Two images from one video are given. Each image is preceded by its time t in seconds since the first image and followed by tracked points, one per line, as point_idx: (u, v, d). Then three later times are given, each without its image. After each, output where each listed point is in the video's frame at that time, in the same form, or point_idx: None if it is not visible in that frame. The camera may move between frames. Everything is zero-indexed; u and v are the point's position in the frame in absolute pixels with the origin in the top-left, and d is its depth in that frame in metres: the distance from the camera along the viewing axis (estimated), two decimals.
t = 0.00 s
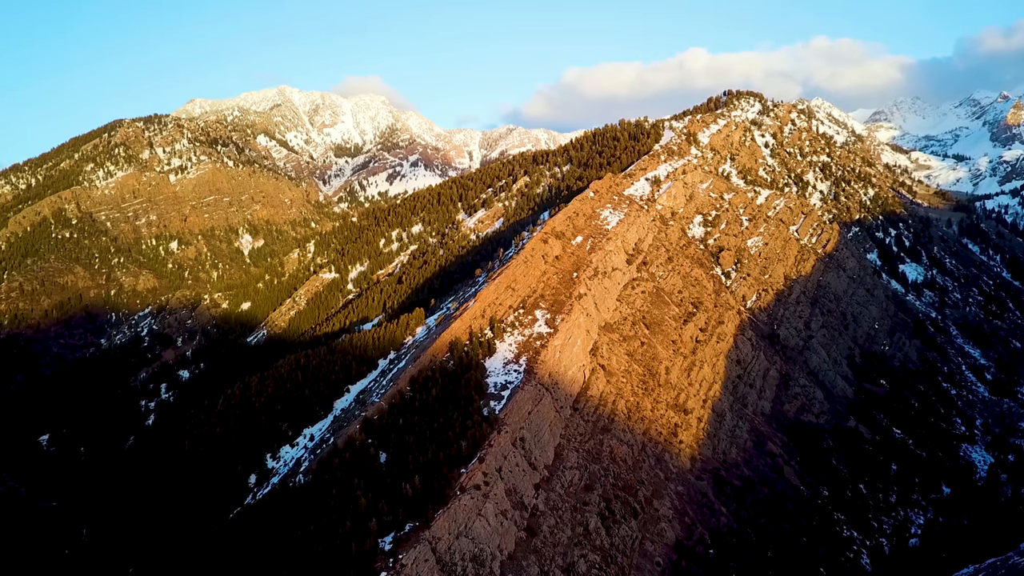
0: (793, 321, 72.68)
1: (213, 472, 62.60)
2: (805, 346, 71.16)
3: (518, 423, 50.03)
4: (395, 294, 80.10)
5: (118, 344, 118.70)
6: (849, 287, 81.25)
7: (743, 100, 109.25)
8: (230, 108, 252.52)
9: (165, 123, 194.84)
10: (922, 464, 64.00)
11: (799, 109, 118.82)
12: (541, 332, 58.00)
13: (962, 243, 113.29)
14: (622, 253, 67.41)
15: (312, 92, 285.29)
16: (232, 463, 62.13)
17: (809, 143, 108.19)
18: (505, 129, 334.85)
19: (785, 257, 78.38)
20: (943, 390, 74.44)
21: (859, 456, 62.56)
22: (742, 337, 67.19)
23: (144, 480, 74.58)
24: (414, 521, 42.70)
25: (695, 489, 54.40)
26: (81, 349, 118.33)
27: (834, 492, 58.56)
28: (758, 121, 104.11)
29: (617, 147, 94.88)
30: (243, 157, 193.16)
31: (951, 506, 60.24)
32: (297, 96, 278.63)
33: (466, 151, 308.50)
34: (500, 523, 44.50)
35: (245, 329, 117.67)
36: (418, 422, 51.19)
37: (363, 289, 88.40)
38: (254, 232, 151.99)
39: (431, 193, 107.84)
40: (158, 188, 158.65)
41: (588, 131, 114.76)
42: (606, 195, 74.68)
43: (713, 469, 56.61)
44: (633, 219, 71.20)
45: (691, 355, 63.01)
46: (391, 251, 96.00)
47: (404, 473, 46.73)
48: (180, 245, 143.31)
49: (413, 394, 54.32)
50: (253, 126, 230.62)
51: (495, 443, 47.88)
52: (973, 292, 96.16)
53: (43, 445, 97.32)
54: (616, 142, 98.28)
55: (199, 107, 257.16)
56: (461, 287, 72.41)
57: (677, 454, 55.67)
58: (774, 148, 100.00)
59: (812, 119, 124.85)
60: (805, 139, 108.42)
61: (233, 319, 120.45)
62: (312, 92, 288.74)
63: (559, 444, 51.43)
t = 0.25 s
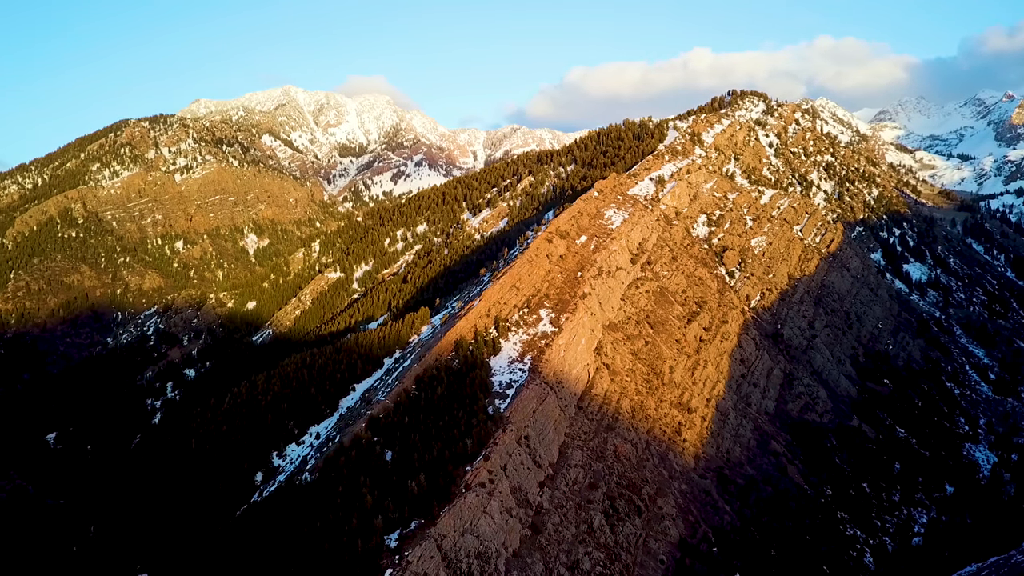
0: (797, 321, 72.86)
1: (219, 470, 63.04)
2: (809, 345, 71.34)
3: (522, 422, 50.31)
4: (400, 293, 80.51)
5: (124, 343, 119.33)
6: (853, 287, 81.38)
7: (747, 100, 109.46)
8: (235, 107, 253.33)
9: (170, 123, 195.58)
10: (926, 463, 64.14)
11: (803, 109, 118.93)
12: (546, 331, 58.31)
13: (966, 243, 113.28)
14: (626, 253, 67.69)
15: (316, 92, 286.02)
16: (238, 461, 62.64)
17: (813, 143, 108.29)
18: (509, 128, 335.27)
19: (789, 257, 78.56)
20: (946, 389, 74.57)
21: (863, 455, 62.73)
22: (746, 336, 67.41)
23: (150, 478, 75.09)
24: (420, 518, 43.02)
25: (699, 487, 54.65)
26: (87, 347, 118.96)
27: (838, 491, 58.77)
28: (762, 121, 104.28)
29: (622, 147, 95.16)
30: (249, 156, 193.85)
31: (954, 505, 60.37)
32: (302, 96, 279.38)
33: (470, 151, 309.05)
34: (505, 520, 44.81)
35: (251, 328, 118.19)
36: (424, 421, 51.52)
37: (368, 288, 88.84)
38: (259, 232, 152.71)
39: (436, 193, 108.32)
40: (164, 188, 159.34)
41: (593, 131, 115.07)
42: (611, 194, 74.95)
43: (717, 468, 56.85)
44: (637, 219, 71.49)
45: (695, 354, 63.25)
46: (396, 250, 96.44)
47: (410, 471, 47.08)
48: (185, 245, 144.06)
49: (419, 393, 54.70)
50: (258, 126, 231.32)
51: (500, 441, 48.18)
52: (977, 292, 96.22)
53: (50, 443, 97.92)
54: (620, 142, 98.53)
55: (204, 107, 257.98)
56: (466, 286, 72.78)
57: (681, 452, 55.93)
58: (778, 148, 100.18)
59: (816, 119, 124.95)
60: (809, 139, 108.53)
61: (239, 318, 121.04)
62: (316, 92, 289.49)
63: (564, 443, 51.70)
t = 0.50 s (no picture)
0: (799, 320, 73.09)
1: (225, 467, 63.44)
2: (811, 345, 71.57)
3: (526, 420, 50.59)
4: (404, 292, 80.90)
5: (129, 342, 119.81)
6: (856, 286, 81.60)
7: (750, 100, 109.70)
8: (239, 107, 253.93)
9: (174, 122, 196.16)
10: (928, 462, 64.38)
11: (806, 109, 119.10)
12: (549, 330, 58.64)
13: (969, 242, 113.42)
14: (629, 253, 67.99)
15: (320, 91, 286.59)
16: (243, 459, 62.95)
17: (816, 143, 108.50)
18: (512, 128, 335.55)
19: (791, 257, 78.80)
20: (949, 389, 74.74)
21: (865, 454, 62.99)
22: (748, 335, 67.68)
23: (156, 476, 75.55)
24: (424, 516, 43.39)
25: (701, 485, 54.95)
26: (92, 347, 119.51)
27: (840, 489, 59.05)
28: (765, 121, 104.55)
29: (624, 147, 95.48)
30: (253, 156, 194.45)
31: (956, 504, 60.60)
32: (305, 95, 280.00)
33: (473, 150, 309.49)
34: (508, 518, 45.12)
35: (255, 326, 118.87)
36: (428, 419, 51.91)
37: (372, 287, 89.28)
38: (263, 232, 153.32)
39: (439, 192, 108.76)
40: (168, 187, 159.89)
41: (596, 131, 115.35)
42: (614, 194, 75.23)
43: (719, 466, 57.13)
44: (640, 219, 71.78)
45: (697, 353, 63.53)
46: (400, 250, 96.88)
47: (414, 468, 47.36)
48: (190, 244, 144.73)
49: (423, 391, 55.06)
50: (261, 126, 231.92)
51: (504, 439, 48.47)
52: (980, 292, 96.36)
53: (56, 441, 98.42)
54: (623, 141, 98.80)
55: (208, 106, 258.72)
56: (470, 285, 73.11)
57: (683, 451, 56.24)
58: (780, 148, 100.41)
59: (819, 118, 125.15)
60: (811, 138, 108.72)
61: (243, 317, 121.69)
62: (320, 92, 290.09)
63: (567, 441, 51.97)
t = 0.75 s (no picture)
0: (801, 320, 73.32)
1: (228, 465, 63.77)
2: (812, 344, 71.81)
3: (529, 418, 50.84)
4: (407, 292, 81.21)
5: (132, 341, 120.24)
6: (857, 285, 81.82)
7: (752, 100, 109.95)
8: (241, 107, 254.38)
9: (177, 122, 196.56)
10: (928, 460, 64.62)
11: (808, 109, 119.27)
12: (552, 329, 58.92)
13: (970, 242, 113.58)
14: (631, 252, 68.25)
15: (322, 91, 287.07)
16: (247, 457, 63.23)
17: (818, 143, 108.69)
18: (513, 128, 335.78)
19: (793, 256, 79.06)
20: (950, 388, 74.93)
21: (866, 453, 63.22)
22: (750, 335, 67.95)
23: (159, 474, 75.92)
24: (427, 513, 43.67)
25: (703, 484, 55.22)
26: (96, 345, 119.96)
27: (841, 488, 59.31)
28: (766, 121, 104.81)
29: (626, 146, 95.75)
30: (255, 156, 194.87)
31: (956, 503, 60.81)
32: (308, 95, 280.44)
33: (474, 150, 309.85)
34: (511, 515, 45.39)
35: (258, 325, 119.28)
36: (430, 417, 52.21)
37: (375, 287, 89.62)
38: (265, 231, 153.73)
39: (441, 192, 109.10)
40: (170, 187, 160.33)
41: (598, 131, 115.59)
42: (616, 193, 75.49)
43: (720, 465, 57.39)
44: (642, 218, 72.06)
45: (699, 352, 63.82)
46: (402, 249, 97.21)
47: (417, 466, 47.65)
48: (192, 244, 145.16)
49: (426, 390, 55.40)
50: (264, 125, 232.29)
51: (506, 437, 48.75)
52: (981, 291, 96.53)
53: (60, 439, 98.86)
54: (625, 141, 99.06)
55: (211, 106, 259.27)
56: (472, 284, 73.42)
57: (685, 449, 56.54)
58: (782, 148, 100.66)
59: (821, 118, 125.37)
60: (813, 138, 108.92)
61: (246, 317, 122.13)
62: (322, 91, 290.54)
63: (569, 439, 52.22)
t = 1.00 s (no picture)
0: (801, 319, 73.58)
1: (231, 463, 64.06)
2: (813, 343, 72.07)
3: (530, 417, 51.09)
4: (408, 291, 81.52)
5: (134, 340, 120.55)
6: (857, 285, 82.08)
7: (752, 100, 110.26)
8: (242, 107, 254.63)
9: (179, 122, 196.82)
10: (928, 459, 64.89)
11: (809, 109, 119.48)
12: (553, 329, 59.19)
13: (970, 242, 113.79)
14: (632, 252, 68.53)
15: (323, 91, 287.50)
16: (250, 455, 63.54)
17: (818, 142, 108.91)
18: (514, 127, 335.90)
19: (793, 256, 79.34)
20: (949, 388, 75.15)
21: (866, 452, 63.48)
22: (750, 334, 68.24)
23: (162, 472, 76.24)
24: (429, 511, 43.95)
25: (703, 482, 55.50)
26: (98, 345, 120.35)
27: (840, 487, 59.59)
28: (767, 121, 105.12)
29: (627, 146, 96.02)
30: (256, 155, 195.24)
31: (956, 501, 61.05)
32: (309, 94, 280.83)
33: (475, 149, 310.14)
34: (512, 513, 45.66)
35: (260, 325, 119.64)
36: (432, 415, 52.49)
37: (376, 286, 89.92)
38: (267, 231, 154.05)
39: (443, 192, 109.40)
40: (172, 186, 160.68)
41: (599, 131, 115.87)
42: (617, 193, 75.78)
43: (721, 464, 57.66)
44: (642, 218, 72.28)
45: (700, 351, 64.09)
46: (404, 249, 97.53)
47: (420, 464, 47.91)
48: (194, 243, 145.48)
49: (428, 388, 55.71)
50: (265, 125, 232.60)
51: (508, 435, 49.02)
52: (981, 291, 96.74)
53: (62, 438, 99.13)
54: (626, 141, 99.31)
55: (212, 105, 259.64)
56: (473, 284, 73.68)
57: (685, 448, 56.82)
58: (782, 148, 100.94)
59: (822, 118, 125.65)
60: (813, 138, 109.14)
61: (248, 316, 122.49)
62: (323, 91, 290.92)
63: (570, 438, 52.48)
